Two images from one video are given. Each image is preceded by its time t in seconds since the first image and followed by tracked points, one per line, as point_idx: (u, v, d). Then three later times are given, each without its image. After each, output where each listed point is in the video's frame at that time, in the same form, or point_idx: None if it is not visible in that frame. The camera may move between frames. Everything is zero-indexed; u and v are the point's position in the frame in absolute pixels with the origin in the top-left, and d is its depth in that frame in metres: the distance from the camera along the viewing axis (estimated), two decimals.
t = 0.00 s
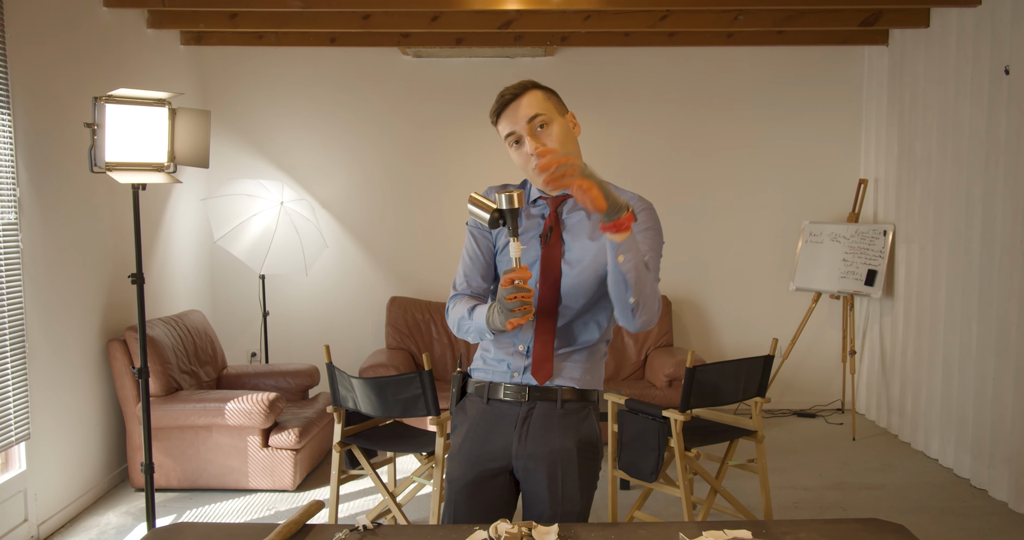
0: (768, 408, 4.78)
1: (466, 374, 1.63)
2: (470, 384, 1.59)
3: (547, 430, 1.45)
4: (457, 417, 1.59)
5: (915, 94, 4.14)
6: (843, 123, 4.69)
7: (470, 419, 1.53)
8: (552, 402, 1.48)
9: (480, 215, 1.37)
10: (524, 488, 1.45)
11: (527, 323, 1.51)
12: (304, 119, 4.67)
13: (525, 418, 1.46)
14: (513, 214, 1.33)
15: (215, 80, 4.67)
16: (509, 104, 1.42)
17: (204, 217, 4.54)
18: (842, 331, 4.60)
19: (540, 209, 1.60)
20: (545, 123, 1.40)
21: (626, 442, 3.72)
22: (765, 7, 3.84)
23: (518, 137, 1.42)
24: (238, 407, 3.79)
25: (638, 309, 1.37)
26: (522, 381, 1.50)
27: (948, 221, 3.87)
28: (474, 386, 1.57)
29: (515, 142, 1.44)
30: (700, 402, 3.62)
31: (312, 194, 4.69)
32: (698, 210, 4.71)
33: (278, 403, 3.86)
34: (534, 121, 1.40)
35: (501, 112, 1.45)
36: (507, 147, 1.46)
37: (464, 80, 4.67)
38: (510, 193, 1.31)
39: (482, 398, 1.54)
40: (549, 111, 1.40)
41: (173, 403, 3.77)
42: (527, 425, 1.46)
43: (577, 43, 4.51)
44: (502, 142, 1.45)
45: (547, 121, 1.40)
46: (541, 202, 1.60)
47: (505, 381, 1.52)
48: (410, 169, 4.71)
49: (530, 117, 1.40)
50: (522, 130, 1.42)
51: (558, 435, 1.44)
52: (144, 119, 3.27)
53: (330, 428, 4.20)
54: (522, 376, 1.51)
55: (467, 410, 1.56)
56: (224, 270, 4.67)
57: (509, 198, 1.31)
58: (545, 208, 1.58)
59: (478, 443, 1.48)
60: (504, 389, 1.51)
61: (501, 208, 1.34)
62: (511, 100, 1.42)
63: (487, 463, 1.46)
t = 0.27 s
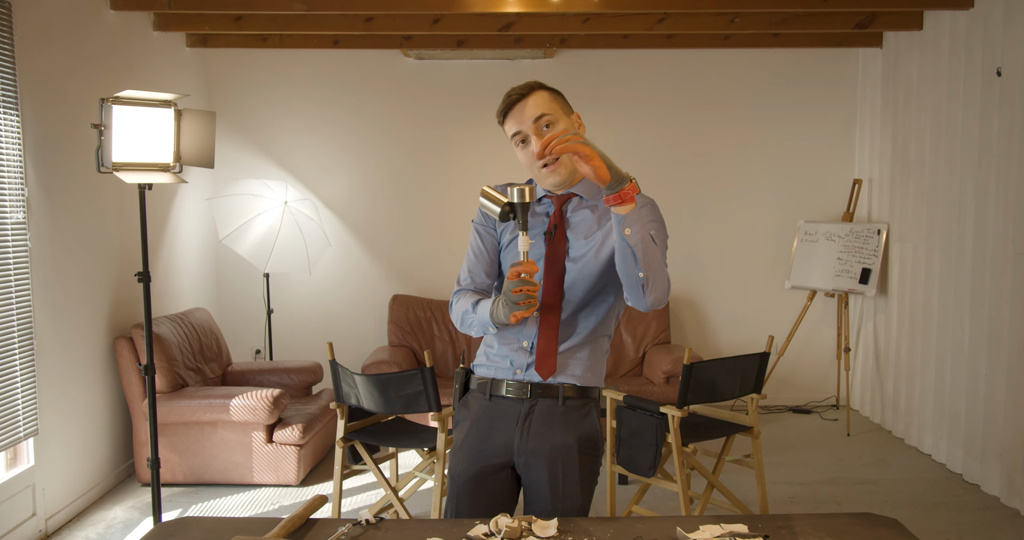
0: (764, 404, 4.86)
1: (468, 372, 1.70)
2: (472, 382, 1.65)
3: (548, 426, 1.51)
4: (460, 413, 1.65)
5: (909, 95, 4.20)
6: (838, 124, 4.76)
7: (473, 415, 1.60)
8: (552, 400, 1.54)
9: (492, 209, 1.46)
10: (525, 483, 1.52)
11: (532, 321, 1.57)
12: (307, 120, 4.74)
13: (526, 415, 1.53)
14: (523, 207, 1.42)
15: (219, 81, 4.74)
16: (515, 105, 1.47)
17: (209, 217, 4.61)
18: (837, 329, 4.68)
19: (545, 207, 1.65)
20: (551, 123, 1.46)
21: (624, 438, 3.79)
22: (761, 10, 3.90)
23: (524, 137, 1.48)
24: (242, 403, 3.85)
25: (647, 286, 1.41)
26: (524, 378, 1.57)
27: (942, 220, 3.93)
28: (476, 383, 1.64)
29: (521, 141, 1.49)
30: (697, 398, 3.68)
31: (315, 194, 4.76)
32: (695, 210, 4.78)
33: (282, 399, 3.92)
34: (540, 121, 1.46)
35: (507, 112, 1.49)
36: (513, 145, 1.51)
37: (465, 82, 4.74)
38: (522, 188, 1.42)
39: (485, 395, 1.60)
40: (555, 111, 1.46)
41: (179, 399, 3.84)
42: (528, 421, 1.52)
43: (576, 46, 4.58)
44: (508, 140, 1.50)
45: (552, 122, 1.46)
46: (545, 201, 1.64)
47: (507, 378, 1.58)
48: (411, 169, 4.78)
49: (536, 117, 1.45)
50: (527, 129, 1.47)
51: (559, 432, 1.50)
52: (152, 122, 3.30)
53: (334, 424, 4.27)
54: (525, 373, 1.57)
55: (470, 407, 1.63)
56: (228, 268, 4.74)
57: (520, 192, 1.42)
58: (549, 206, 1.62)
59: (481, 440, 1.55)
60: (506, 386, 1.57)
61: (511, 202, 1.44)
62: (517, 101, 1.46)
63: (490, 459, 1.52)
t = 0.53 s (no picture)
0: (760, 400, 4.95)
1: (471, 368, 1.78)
2: (475, 378, 1.72)
3: (549, 422, 1.58)
4: (463, 408, 1.72)
5: (902, 97, 4.29)
6: (832, 125, 4.85)
7: (476, 410, 1.67)
8: (554, 396, 1.61)
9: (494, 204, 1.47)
10: (527, 477, 1.59)
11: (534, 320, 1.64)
12: (311, 121, 4.83)
13: (528, 411, 1.60)
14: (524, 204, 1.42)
15: (225, 83, 4.83)
16: (519, 107, 1.50)
17: (215, 216, 4.69)
18: (831, 326, 4.78)
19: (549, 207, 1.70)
20: (553, 125, 1.49)
21: (622, 433, 3.87)
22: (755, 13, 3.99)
23: (528, 138, 1.51)
24: (248, 399, 3.92)
25: (623, 318, 1.42)
26: (527, 375, 1.64)
27: (933, 219, 4.02)
28: (479, 380, 1.71)
29: (525, 142, 1.53)
30: (693, 394, 3.76)
31: (319, 194, 4.85)
32: (691, 209, 4.86)
33: (287, 395, 3.99)
34: (543, 122, 1.49)
35: (511, 114, 1.53)
36: (518, 146, 1.55)
37: (466, 83, 4.82)
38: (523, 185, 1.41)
39: (488, 390, 1.67)
40: (557, 113, 1.48)
41: (186, 394, 3.92)
42: (530, 417, 1.60)
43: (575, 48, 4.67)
44: (512, 142, 1.54)
45: (555, 123, 1.49)
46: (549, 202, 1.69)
47: (510, 375, 1.66)
48: (413, 169, 4.86)
49: (539, 119, 1.48)
50: (531, 130, 1.50)
51: (560, 428, 1.57)
52: (158, 121, 3.37)
53: (337, 420, 4.35)
54: (528, 370, 1.64)
55: (472, 402, 1.70)
56: (234, 267, 4.83)
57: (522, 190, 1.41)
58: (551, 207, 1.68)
59: (484, 434, 1.62)
60: (509, 382, 1.65)
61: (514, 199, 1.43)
62: (521, 102, 1.50)
63: (492, 453, 1.60)
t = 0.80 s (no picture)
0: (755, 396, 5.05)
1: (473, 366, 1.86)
2: (477, 376, 1.79)
3: (549, 420, 1.66)
4: (465, 406, 1.80)
5: (894, 98, 4.37)
6: (826, 126, 4.94)
7: (477, 408, 1.74)
8: (553, 395, 1.68)
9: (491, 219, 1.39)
10: (527, 473, 1.66)
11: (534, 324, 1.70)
12: (314, 122, 4.91)
13: (528, 409, 1.67)
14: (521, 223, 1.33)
15: (230, 85, 4.92)
16: (519, 116, 1.56)
17: (221, 215, 4.79)
18: (825, 322, 4.88)
19: (547, 212, 1.71)
20: (553, 134, 1.55)
21: (620, 428, 3.95)
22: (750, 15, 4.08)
23: (528, 146, 1.57)
24: (253, 394, 4.01)
25: (584, 355, 1.50)
26: (527, 374, 1.71)
27: (925, 219, 4.10)
28: (481, 378, 1.78)
29: (525, 150, 1.58)
30: (689, 389, 3.83)
31: (323, 193, 4.94)
32: (688, 208, 4.96)
33: (291, 391, 4.08)
34: (543, 131, 1.55)
35: (512, 121, 1.59)
36: (518, 152, 1.61)
37: (467, 85, 4.90)
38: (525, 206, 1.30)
39: (489, 389, 1.74)
40: (558, 122, 1.54)
41: (193, 390, 4.00)
42: (530, 415, 1.67)
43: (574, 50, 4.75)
44: (513, 148, 1.59)
45: (555, 132, 1.55)
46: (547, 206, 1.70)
47: (511, 374, 1.72)
48: (415, 169, 4.94)
49: (540, 128, 1.54)
50: (531, 139, 1.56)
51: (559, 426, 1.64)
52: (165, 122, 3.38)
53: (341, 415, 4.43)
54: (528, 369, 1.71)
55: (474, 400, 1.77)
56: (240, 265, 4.93)
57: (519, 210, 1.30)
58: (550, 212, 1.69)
59: (485, 431, 1.69)
60: (509, 380, 1.72)
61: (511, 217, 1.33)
62: (522, 111, 1.56)
63: (494, 450, 1.67)
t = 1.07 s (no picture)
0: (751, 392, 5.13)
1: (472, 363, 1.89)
2: (476, 373, 1.82)
3: (547, 417, 1.68)
4: (465, 402, 1.83)
5: (888, 100, 4.45)
6: (821, 127, 5.02)
7: (476, 404, 1.77)
8: (552, 391, 1.71)
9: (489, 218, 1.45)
10: (525, 468, 1.69)
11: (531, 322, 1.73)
12: (318, 123, 4.99)
13: (526, 405, 1.70)
14: (523, 218, 1.39)
15: (236, 87, 5.01)
16: (519, 116, 1.63)
17: (226, 215, 4.87)
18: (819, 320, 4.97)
19: (546, 211, 1.77)
20: (552, 133, 1.61)
21: (618, 423, 4.01)
22: (747, 19, 4.15)
23: (526, 146, 1.63)
24: (258, 390, 4.07)
25: (592, 349, 1.51)
26: (526, 370, 1.73)
27: (918, 219, 4.18)
28: (479, 375, 1.81)
29: (523, 149, 1.64)
30: (687, 386, 3.90)
31: (326, 193, 5.02)
32: (685, 208, 5.04)
33: (296, 387, 4.15)
34: (542, 131, 1.61)
35: (512, 121, 1.65)
36: (517, 153, 1.67)
37: (468, 87, 4.98)
38: (524, 201, 1.37)
39: (489, 385, 1.77)
40: (555, 122, 1.60)
41: (198, 386, 4.07)
42: (528, 411, 1.69)
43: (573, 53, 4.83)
44: (512, 148, 1.65)
45: (553, 132, 1.61)
46: (545, 206, 1.76)
47: (510, 371, 1.75)
48: (418, 169, 5.02)
49: (538, 127, 1.61)
50: (530, 138, 1.62)
51: (557, 422, 1.67)
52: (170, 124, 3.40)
53: (344, 411, 4.51)
54: (527, 366, 1.73)
55: (474, 396, 1.80)
56: (245, 264, 5.02)
57: (519, 203, 1.37)
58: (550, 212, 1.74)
59: (484, 427, 1.72)
60: (508, 377, 1.74)
61: (511, 212, 1.39)
62: (521, 111, 1.63)
63: (493, 445, 1.70)
